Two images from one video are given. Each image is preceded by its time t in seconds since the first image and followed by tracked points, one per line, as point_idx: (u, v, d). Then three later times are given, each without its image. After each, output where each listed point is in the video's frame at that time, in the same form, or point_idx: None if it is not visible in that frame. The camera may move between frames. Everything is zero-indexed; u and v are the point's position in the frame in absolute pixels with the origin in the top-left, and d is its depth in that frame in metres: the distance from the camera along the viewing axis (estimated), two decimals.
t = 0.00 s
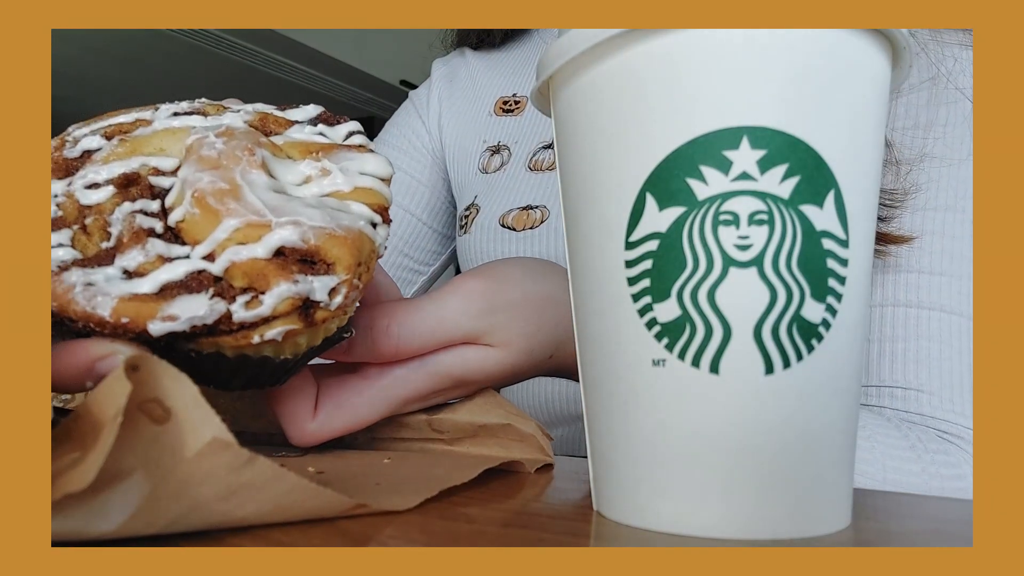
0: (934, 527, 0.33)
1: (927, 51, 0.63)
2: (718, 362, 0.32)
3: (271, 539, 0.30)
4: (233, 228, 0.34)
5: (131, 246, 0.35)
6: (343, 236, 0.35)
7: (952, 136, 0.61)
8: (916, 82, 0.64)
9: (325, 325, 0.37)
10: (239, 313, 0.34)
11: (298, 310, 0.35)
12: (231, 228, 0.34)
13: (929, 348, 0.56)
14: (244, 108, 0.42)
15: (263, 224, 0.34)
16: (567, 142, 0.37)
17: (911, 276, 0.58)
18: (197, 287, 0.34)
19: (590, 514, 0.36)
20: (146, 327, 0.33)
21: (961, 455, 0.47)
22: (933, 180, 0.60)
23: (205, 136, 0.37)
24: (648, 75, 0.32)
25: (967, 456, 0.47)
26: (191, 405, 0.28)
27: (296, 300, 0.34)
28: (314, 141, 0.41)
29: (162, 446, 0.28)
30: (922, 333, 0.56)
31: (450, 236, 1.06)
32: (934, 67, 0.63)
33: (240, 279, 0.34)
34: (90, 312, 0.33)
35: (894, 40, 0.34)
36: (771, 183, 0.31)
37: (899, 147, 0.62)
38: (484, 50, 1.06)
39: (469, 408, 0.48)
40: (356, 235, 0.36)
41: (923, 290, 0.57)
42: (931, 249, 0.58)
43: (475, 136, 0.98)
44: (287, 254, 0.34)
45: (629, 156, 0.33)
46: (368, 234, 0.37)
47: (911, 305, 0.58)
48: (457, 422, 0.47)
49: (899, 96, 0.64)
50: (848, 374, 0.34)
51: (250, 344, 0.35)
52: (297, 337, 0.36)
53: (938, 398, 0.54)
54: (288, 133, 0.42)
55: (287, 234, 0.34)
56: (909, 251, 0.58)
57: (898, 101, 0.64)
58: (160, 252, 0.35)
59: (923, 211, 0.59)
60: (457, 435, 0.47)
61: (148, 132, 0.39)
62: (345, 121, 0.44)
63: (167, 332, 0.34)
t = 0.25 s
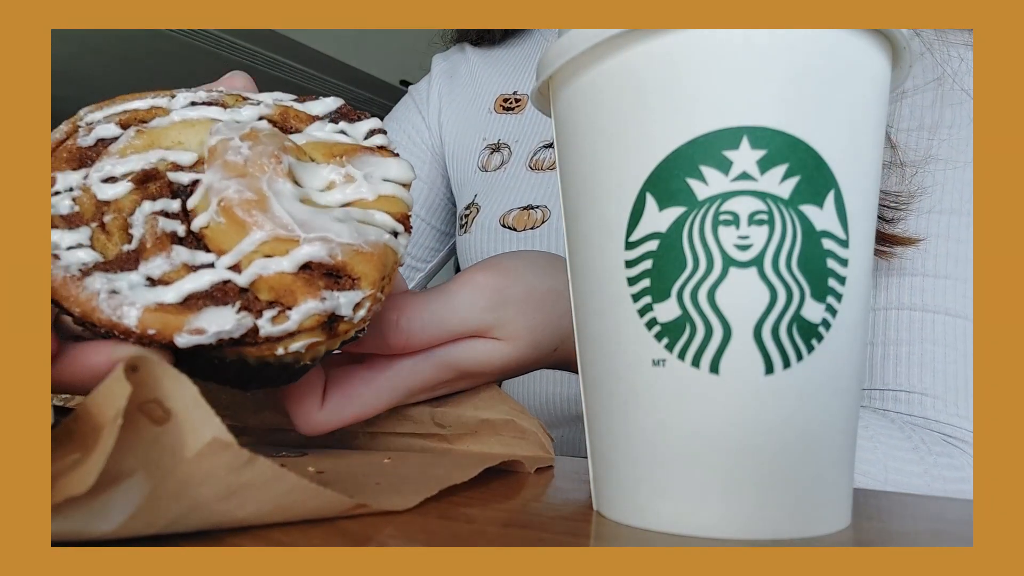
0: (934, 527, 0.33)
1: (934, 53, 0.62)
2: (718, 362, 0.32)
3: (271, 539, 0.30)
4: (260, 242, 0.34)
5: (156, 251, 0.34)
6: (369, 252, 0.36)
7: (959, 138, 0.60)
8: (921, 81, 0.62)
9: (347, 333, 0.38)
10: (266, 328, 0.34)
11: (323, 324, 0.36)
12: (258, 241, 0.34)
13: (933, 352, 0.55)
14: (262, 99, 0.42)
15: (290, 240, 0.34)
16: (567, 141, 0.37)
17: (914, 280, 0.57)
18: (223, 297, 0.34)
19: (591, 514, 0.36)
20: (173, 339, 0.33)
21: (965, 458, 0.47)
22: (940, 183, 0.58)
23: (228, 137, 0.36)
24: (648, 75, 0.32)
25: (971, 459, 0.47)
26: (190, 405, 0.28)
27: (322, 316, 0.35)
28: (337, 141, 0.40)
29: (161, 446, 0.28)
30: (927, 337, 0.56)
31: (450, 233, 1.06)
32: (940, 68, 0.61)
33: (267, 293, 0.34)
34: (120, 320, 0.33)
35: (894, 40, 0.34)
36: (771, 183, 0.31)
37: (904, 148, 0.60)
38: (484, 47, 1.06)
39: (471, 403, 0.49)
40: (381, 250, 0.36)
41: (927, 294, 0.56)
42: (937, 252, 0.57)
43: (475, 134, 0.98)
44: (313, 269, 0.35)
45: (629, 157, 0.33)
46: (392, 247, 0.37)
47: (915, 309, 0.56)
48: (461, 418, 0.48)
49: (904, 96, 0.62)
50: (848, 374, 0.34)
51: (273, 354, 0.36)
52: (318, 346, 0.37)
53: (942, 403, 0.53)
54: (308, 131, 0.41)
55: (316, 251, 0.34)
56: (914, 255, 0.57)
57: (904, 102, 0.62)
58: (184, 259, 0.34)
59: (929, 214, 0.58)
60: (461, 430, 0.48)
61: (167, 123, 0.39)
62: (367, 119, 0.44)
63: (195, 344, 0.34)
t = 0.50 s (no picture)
0: (933, 527, 0.33)
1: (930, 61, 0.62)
2: (718, 362, 0.32)
3: (270, 539, 0.30)
4: (254, 246, 0.34)
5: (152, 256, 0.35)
6: (365, 255, 0.35)
7: (962, 139, 0.59)
8: (920, 82, 0.62)
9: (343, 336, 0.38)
10: (261, 332, 0.34)
11: (318, 328, 0.36)
12: (253, 245, 0.34)
13: (937, 354, 0.55)
14: (260, 102, 0.42)
15: (285, 244, 0.34)
16: (567, 141, 0.37)
17: (916, 280, 0.57)
18: (218, 302, 0.34)
19: (591, 514, 0.36)
20: (168, 344, 0.33)
21: (966, 459, 0.47)
22: (942, 184, 0.58)
23: (225, 141, 0.36)
24: (648, 75, 0.32)
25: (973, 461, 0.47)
26: (191, 404, 0.28)
27: (317, 320, 0.35)
28: (333, 143, 0.40)
29: (161, 445, 0.28)
30: (928, 339, 0.55)
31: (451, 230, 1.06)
32: (942, 69, 0.62)
33: (262, 296, 0.34)
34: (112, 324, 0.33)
35: (894, 40, 0.34)
36: (771, 183, 0.31)
37: (907, 149, 0.60)
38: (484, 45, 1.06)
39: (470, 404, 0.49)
40: (378, 253, 0.36)
41: (928, 296, 0.56)
42: (939, 253, 0.56)
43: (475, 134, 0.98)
44: (309, 273, 0.34)
45: (629, 157, 0.33)
46: (390, 250, 0.37)
47: (918, 311, 0.56)
48: (460, 419, 0.48)
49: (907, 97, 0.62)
50: (848, 374, 0.34)
51: (269, 357, 0.36)
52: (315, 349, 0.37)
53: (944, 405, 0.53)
54: (306, 134, 0.41)
55: (311, 254, 0.34)
56: (915, 256, 0.57)
57: (906, 104, 0.62)
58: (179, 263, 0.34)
59: (929, 215, 0.57)
60: (461, 431, 0.48)
61: (163, 126, 0.39)
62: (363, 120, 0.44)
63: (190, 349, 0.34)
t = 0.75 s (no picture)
0: (933, 527, 0.33)
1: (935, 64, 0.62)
2: (718, 362, 0.32)
3: (270, 539, 0.30)
4: (243, 181, 0.35)
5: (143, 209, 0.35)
6: (351, 181, 0.36)
7: (967, 141, 0.59)
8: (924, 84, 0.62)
9: (341, 275, 0.38)
10: (260, 260, 0.34)
11: (316, 255, 0.36)
12: (242, 181, 0.35)
13: (937, 359, 0.55)
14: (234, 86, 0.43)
15: (272, 175, 0.35)
16: (567, 141, 0.37)
17: (920, 284, 0.56)
18: (213, 243, 0.34)
19: (591, 514, 0.36)
20: (167, 283, 0.33)
21: (964, 467, 0.46)
22: (948, 187, 0.58)
23: (204, 106, 0.38)
24: (648, 75, 0.32)
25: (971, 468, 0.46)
26: (191, 403, 0.28)
27: (314, 243, 0.35)
28: (310, 111, 0.42)
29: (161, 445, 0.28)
30: (929, 343, 0.55)
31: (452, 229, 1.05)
32: (948, 69, 0.61)
33: (256, 224, 0.34)
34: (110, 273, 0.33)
35: (894, 40, 0.34)
36: (771, 183, 0.31)
37: (911, 151, 0.60)
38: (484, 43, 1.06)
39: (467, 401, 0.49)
40: (362, 180, 0.37)
41: (931, 300, 0.56)
42: (943, 257, 0.56)
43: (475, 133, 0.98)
44: (298, 203, 0.35)
45: (629, 158, 0.33)
46: (374, 183, 0.38)
47: (920, 315, 0.56)
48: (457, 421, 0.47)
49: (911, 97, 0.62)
50: (848, 374, 0.34)
51: (270, 294, 0.36)
52: (314, 287, 0.37)
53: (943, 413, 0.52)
54: (284, 105, 0.42)
55: (298, 181, 0.35)
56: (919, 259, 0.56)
57: (911, 106, 0.62)
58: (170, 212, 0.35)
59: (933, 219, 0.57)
60: (457, 432, 0.47)
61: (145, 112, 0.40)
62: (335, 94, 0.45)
63: (190, 286, 0.34)
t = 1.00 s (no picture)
0: (933, 527, 0.33)
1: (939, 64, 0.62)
2: (718, 362, 0.31)
3: (269, 540, 0.30)
4: (206, 74, 0.38)
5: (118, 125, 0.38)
6: (307, 55, 0.41)
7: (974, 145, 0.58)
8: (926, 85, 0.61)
9: (321, 146, 0.41)
10: (237, 127, 0.38)
11: (290, 118, 0.39)
12: (205, 75, 0.38)
13: (936, 364, 0.54)
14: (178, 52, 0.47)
15: (230, 63, 0.39)
16: (568, 141, 0.37)
17: (922, 291, 0.56)
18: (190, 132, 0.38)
19: (591, 514, 0.36)
20: (156, 166, 0.37)
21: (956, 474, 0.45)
22: (954, 193, 0.57)
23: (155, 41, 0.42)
24: (648, 76, 0.32)
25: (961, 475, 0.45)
26: (172, 407, 0.28)
27: (286, 106, 0.39)
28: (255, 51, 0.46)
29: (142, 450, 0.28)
30: (929, 347, 0.54)
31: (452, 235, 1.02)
32: (956, 71, 0.60)
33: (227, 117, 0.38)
34: (90, 178, 0.37)
35: (894, 40, 0.34)
36: (771, 183, 0.31)
37: (916, 155, 0.60)
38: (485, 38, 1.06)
39: (450, 368, 0.46)
40: (316, 56, 0.41)
41: (930, 307, 0.55)
42: (945, 262, 0.56)
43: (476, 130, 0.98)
44: (262, 81, 0.39)
45: (629, 158, 0.33)
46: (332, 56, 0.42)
47: (919, 321, 0.56)
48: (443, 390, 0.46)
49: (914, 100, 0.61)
50: (848, 374, 0.34)
51: (256, 164, 0.38)
52: (297, 155, 0.40)
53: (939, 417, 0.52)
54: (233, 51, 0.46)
55: (257, 61, 0.39)
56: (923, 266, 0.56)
57: (918, 108, 0.61)
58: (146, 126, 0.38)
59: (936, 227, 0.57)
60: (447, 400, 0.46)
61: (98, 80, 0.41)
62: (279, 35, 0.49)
63: (177, 165, 0.37)
